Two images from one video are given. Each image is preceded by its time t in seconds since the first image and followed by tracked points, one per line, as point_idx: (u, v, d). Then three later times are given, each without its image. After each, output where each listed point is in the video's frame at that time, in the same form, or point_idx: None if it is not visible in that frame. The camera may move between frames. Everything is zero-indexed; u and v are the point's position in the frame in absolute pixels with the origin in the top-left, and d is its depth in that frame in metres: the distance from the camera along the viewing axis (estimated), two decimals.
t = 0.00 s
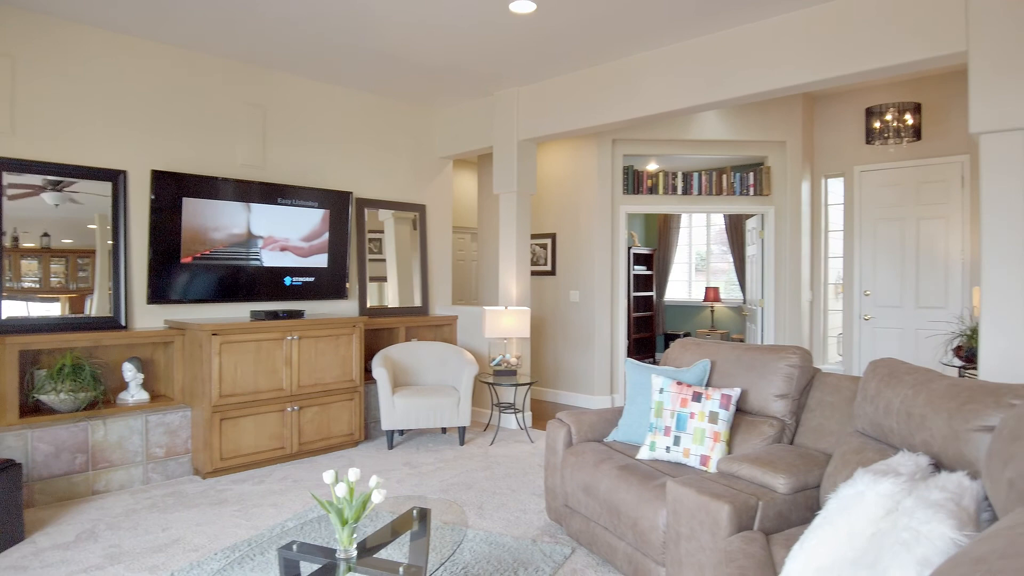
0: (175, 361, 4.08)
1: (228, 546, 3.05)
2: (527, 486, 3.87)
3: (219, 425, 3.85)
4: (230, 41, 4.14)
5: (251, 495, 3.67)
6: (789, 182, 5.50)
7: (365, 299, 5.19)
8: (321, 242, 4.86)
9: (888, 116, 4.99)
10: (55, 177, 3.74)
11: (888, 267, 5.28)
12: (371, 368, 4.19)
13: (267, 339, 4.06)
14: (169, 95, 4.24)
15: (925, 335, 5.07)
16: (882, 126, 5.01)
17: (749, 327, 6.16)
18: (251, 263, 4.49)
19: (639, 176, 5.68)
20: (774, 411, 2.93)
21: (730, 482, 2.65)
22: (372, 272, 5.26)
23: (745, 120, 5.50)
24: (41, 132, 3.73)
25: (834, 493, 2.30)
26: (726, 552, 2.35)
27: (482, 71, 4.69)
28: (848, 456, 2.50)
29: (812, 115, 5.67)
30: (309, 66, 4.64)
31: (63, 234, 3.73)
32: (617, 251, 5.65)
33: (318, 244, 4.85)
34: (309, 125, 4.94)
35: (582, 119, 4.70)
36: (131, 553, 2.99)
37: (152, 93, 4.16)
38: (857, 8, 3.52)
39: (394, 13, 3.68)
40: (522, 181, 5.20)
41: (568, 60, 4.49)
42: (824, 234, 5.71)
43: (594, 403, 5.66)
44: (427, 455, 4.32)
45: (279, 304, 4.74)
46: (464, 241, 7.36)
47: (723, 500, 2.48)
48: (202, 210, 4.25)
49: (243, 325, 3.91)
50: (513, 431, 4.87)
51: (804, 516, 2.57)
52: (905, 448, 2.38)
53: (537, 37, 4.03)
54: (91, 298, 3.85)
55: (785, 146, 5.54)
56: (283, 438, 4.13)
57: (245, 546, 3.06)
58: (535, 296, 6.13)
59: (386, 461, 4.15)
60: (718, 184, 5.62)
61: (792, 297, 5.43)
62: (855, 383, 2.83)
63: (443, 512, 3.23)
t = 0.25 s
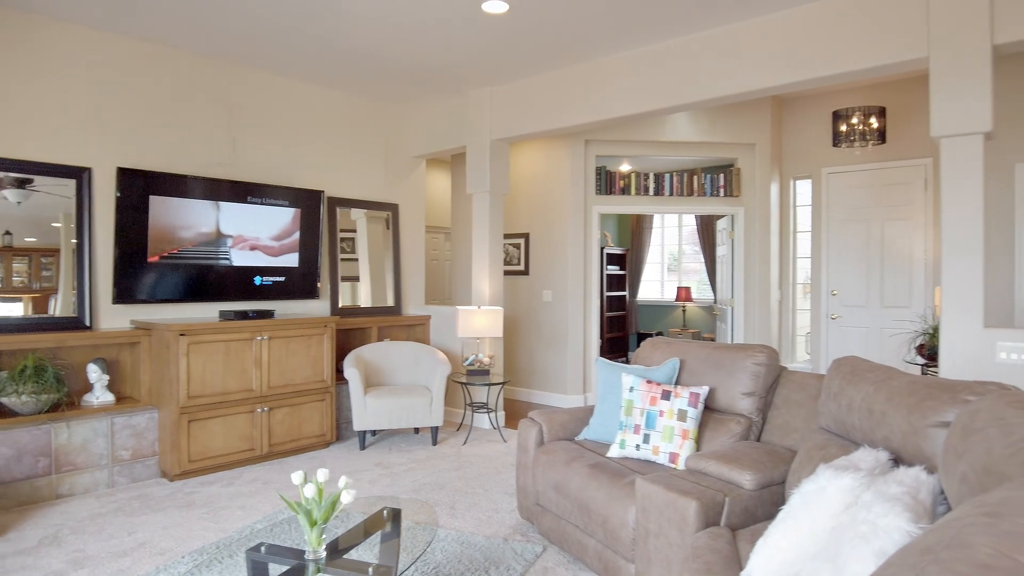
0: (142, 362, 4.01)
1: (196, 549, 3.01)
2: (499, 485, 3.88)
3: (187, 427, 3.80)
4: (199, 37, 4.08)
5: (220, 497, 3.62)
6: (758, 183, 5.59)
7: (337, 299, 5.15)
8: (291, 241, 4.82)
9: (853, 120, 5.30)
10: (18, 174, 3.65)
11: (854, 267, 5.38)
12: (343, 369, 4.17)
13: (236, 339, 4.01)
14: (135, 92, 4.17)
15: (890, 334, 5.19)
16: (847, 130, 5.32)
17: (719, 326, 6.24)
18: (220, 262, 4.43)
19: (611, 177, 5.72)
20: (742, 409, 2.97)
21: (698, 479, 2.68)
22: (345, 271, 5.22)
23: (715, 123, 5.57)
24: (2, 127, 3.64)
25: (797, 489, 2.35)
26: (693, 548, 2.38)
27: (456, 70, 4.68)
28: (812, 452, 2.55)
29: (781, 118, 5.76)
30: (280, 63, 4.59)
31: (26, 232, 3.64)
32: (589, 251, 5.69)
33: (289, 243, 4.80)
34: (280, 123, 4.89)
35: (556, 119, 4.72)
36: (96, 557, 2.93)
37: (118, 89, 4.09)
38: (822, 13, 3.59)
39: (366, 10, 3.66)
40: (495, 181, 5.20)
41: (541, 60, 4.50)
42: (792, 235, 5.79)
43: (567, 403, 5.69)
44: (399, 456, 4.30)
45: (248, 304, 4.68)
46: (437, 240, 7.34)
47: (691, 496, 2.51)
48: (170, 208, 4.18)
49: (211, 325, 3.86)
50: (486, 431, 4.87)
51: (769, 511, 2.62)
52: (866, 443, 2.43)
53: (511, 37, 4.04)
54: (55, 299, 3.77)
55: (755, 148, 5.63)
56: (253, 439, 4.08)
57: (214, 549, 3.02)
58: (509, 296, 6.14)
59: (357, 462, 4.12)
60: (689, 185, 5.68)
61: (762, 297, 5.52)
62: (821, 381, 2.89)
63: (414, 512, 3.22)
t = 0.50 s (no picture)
0: (108, 363, 3.94)
1: (163, 553, 2.96)
2: (472, 485, 3.88)
3: (155, 429, 3.74)
4: (167, 32, 4.02)
5: (189, 500, 3.57)
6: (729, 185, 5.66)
7: (309, 299, 5.10)
8: (262, 240, 4.77)
9: (822, 123, 5.29)
10: None
11: (821, 268, 5.49)
12: (315, 369, 4.14)
13: (205, 339, 3.96)
14: (102, 87, 4.08)
15: (856, 333, 5.30)
16: (815, 134, 5.31)
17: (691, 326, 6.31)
18: (189, 261, 4.37)
19: (585, 177, 5.75)
20: (710, 407, 3.02)
21: (666, 477, 2.72)
22: (317, 271, 5.18)
23: (687, 124, 5.64)
24: None
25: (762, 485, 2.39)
26: (661, 544, 2.41)
27: (430, 69, 4.66)
28: (777, 449, 2.60)
29: (752, 120, 5.84)
30: (251, 60, 4.54)
31: None
32: (563, 251, 5.72)
33: (259, 243, 4.75)
34: (251, 121, 4.84)
35: (529, 119, 4.73)
36: (58, 563, 2.87)
37: (83, 85, 4.01)
38: (790, 18, 3.65)
39: (338, 8, 3.63)
40: (469, 181, 5.20)
41: (515, 61, 4.51)
42: (762, 236, 5.87)
43: (540, 402, 5.71)
44: (372, 457, 4.29)
45: (218, 304, 4.63)
46: (410, 240, 7.32)
47: (659, 494, 2.54)
48: (137, 206, 4.11)
49: (179, 325, 3.80)
50: (459, 431, 4.87)
51: (736, 507, 2.67)
52: (829, 440, 2.48)
53: (485, 37, 4.04)
54: (17, 298, 3.68)
55: (726, 150, 5.70)
56: (222, 441, 4.03)
57: (181, 552, 2.98)
58: (482, 295, 6.15)
59: (328, 463, 4.09)
60: (661, 186, 5.73)
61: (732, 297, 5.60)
62: (786, 379, 2.94)
63: (386, 513, 3.21)
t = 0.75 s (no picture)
0: (73, 364, 3.87)
1: (130, 557, 2.91)
2: (445, 485, 3.89)
3: (121, 431, 3.68)
4: (134, 27, 3.96)
5: (156, 503, 3.51)
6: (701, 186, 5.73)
7: (280, 299, 5.05)
8: (232, 239, 4.71)
9: (790, 125, 5.46)
10: None
11: (790, 268, 5.58)
12: (286, 370, 4.11)
13: (174, 340, 3.90)
14: (66, 83, 4.01)
15: (824, 331, 5.40)
16: (784, 135, 5.48)
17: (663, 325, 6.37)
18: (157, 260, 4.30)
19: (559, 177, 5.77)
20: (680, 405, 3.05)
21: (636, 474, 2.75)
22: (290, 271, 5.13)
23: (659, 126, 5.69)
24: None
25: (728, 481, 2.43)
26: (629, 541, 2.44)
27: (404, 67, 4.64)
28: (744, 446, 2.64)
29: (723, 122, 5.91)
30: (221, 57, 4.49)
31: None
32: (537, 251, 5.73)
33: (229, 242, 4.69)
34: (221, 118, 4.78)
35: (502, 118, 4.73)
36: (20, 568, 2.81)
37: (47, 79, 3.92)
38: (758, 21, 3.71)
39: (309, 4, 3.60)
40: (442, 180, 5.19)
41: (489, 61, 4.51)
42: (733, 236, 5.95)
43: (514, 401, 5.73)
44: (344, 457, 4.26)
45: (187, 304, 4.56)
46: (384, 240, 7.29)
47: (628, 491, 2.57)
48: (103, 204, 4.03)
49: (147, 325, 3.74)
50: (432, 430, 4.87)
51: (704, 504, 2.70)
52: (794, 437, 2.53)
53: (458, 36, 4.04)
54: None
55: (698, 151, 5.78)
56: (191, 443, 3.98)
57: (148, 556, 2.93)
58: (456, 295, 6.14)
59: (300, 464, 4.07)
60: (634, 187, 5.79)
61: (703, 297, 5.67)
62: (753, 377, 2.99)
63: (357, 513, 3.20)
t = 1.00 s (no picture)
0: (37, 367, 3.79)
1: (95, 563, 2.86)
2: (417, 485, 3.88)
3: (87, 434, 3.61)
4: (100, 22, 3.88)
5: (123, 507, 3.45)
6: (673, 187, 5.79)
7: (251, 299, 4.99)
8: (201, 239, 4.64)
9: (760, 128, 5.36)
10: None
11: (760, 268, 5.66)
12: (257, 371, 4.08)
13: (141, 340, 3.84)
14: (29, 78, 3.92)
15: (793, 331, 5.49)
16: (754, 138, 5.39)
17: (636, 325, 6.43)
18: (124, 260, 4.23)
19: (532, 177, 5.79)
20: (650, 404, 3.09)
21: (606, 472, 2.77)
22: (261, 271, 5.08)
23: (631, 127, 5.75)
24: None
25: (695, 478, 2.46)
26: (599, 539, 2.46)
27: (377, 66, 4.62)
28: (712, 444, 2.68)
29: (694, 124, 5.98)
30: (191, 53, 4.43)
31: None
32: (510, 251, 5.74)
33: (199, 241, 4.62)
34: (191, 116, 4.72)
35: (476, 119, 4.73)
36: None
37: (9, 75, 3.84)
38: (728, 25, 3.76)
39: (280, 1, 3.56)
40: (415, 180, 5.17)
41: (463, 61, 4.51)
42: (704, 237, 6.02)
43: (488, 401, 5.73)
44: (315, 459, 4.24)
45: (155, 305, 4.49)
46: (357, 239, 7.25)
47: (598, 489, 2.59)
48: (68, 202, 3.95)
49: (113, 326, 3.68)
50: (405, 431, 4.85)
51: (673, 501, 2.74)
52: (761, 434, 2.57)
53: (431, 36, 4.04)
54: None
55: (670, 153, 5.84)
56: (160, 446, 3.92)
57: (114, 561, 2.87)
58: (429, 295, 6.13)
59: (272, 467, 4.04)
60: (607, 188, 5.83)
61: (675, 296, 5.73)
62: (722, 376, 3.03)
63: (329, 515, 3.18)
